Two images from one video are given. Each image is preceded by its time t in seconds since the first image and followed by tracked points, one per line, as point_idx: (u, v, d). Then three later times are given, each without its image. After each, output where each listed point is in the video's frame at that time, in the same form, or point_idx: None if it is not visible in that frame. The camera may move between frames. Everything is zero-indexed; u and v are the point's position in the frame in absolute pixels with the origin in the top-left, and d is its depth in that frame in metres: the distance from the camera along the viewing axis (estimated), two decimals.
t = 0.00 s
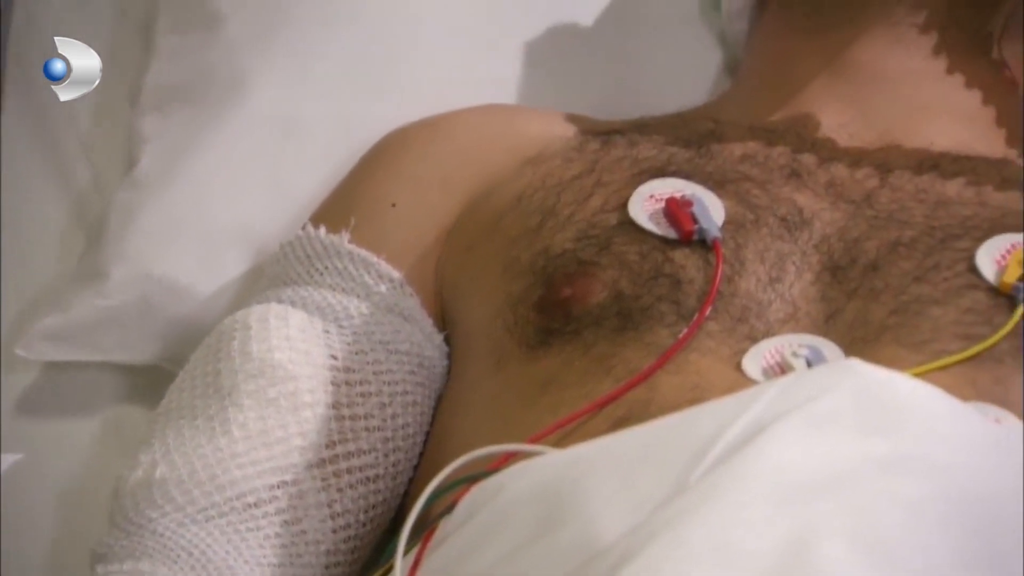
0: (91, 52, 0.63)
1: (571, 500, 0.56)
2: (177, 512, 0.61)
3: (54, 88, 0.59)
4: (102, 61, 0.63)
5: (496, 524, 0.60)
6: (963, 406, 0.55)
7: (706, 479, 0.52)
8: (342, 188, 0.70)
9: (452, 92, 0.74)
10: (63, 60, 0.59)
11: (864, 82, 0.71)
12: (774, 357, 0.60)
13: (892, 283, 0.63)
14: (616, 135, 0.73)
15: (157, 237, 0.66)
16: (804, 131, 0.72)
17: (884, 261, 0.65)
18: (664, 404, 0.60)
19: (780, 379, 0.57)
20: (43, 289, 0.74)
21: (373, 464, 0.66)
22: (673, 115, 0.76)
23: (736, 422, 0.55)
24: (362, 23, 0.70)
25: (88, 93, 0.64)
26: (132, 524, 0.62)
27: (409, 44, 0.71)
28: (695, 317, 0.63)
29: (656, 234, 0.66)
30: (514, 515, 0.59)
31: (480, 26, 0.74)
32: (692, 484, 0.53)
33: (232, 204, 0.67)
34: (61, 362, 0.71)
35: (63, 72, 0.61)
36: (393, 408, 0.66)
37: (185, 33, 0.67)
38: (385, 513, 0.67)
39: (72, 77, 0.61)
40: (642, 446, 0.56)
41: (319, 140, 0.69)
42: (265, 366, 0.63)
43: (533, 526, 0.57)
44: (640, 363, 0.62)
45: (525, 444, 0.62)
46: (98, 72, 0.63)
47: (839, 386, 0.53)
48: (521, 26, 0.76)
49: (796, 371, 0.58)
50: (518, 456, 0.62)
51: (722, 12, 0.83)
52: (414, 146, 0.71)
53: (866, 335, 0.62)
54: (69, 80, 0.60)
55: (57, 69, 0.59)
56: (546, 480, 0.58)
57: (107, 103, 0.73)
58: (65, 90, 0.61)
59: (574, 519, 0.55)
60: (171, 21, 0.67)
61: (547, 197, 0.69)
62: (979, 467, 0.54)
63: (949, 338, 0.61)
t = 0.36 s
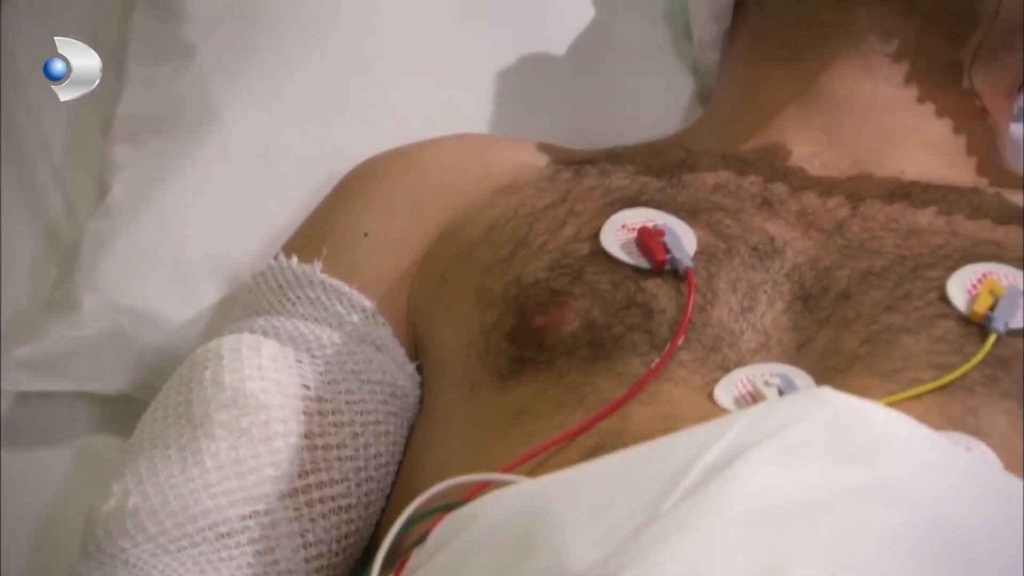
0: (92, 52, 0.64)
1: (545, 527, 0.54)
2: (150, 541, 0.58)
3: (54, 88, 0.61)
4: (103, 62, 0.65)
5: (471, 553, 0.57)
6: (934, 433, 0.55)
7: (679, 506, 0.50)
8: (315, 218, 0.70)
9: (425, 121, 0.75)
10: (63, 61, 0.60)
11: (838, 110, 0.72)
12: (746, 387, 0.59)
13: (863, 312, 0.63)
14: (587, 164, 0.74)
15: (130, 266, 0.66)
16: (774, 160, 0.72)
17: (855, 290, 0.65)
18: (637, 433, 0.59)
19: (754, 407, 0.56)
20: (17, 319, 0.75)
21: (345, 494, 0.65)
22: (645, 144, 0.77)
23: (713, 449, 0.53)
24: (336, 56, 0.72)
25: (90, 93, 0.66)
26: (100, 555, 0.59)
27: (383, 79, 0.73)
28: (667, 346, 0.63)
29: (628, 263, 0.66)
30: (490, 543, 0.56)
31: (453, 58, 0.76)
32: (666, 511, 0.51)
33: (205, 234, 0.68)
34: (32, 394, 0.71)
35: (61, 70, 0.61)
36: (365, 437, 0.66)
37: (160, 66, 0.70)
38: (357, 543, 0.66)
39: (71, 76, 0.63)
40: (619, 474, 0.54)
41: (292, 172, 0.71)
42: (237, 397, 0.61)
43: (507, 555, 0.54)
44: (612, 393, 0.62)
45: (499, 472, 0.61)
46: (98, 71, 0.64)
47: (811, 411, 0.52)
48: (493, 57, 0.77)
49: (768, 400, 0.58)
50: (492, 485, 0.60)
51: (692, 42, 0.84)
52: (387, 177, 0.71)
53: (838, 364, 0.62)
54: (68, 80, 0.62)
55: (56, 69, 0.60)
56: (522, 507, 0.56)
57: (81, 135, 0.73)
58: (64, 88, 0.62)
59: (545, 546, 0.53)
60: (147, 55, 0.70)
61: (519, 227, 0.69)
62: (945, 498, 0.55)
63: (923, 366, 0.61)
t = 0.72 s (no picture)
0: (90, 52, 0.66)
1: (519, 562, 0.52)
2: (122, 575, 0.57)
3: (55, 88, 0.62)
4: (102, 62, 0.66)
5: None
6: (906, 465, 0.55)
7: (654, 540, 0.50)
8: (289, 250, 0.70)
9: (400, 152, 0.75)
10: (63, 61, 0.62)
11: (812, 142, 0.73)
12: (720, 420, 0.58)
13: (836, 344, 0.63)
14: (561, 197, 0.74)
15: (104, 296, 0.66)
16: (747, 191, 0.72)
17: (829, 322, 0.65)
18: (611, 465, 0.58)
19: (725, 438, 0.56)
20: None
21: (319, 526, 0.63)
22: (619, 176, 0.76)
23: (684, 482, 0.53)
24: (310, 89, 0.72)
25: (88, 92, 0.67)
26: None
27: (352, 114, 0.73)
28: (641, 378, 0.62)
29: (602, 295, 0.66)
30: None
31: (426, 88, 0.76)
32: (640, 545, 0.50)
33: (179, 266, 0.68)
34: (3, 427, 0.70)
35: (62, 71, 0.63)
36: (340, 469, 0.65)
37: (137, 99, 0.71)
38: None
39: (71, 76, 0.64)
40: (595, 504, 0.53)
41: (266, 204, 0.71)
42: (211, 430, 0.60)
43: None
44: (586, 425, 0.61)
45: (472, 504, 0.60)
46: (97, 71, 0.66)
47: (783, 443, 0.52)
48: (468, 87, 0.77)
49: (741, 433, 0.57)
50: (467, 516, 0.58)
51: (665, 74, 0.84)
52: (362, 208, 0.71)
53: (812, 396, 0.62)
54: (69, 80, 0.63)
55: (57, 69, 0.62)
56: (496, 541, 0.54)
57: (60, 168, 0.76)
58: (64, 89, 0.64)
59: None
60: (125, 89, 0.71)
61: (493, 259, 0.69)
62: (923, 530, 0.53)
63: (895, 399, 0.61)
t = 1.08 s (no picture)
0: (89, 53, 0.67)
1: None
2: None
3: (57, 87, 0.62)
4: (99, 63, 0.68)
5: None
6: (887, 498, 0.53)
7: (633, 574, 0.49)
8: (269, 287, 0.70)
9: (378, 185, 0.76)
10: (63, 62, 0.62)
11: (786, 179, 0.75)
12: (698, 453, 0.58)
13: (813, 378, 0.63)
14: (538, 231, 0.75)
15: (81, 331, 0.67)
16: (725, 226, 0.73)
17: (807, 355, 0.65)
18: (588, 497, 0.58)
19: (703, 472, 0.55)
20: None
21: (297, 560, 0.62)
22: (597, 212, 0.77)
23: (662, 516, 0.51)
24: (293, 127, 0.74)
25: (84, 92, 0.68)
26: None
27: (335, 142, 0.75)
28: (619, 413, 0.62)
29: (580, 329, 0.66)
30: None
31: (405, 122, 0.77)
32: None
33: (157, 301, 0.68)
34: None
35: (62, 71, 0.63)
36: (318, 503, 0.64)
37: (116, 135, 0.73)
38: None
39: (71, 76, 0.65)
40: (574, 539, 0.52)
41: (244, 239, 0.71)
42: (190, 464, 0.60)
43: None
44: (564, 459, 0.61)
45: (453, 539, 0.59)
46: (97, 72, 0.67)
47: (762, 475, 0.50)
48: (448, 122, 0.78)
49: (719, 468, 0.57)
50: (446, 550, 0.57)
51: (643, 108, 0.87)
52: (341, 244, 0.72)
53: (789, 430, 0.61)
54: (69, 80, 0.64)
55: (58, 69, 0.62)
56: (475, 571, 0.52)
57: (40, 205, 0.77)
58: (65, 88, 0.64)
59: None
60: (104, 125, 0.74)
61: (471, 293, 0.69)
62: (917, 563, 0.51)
63: (873, 432, 0.61)
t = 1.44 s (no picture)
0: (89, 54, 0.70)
1: None
2: None
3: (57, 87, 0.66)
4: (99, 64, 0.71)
5: None
6: (858, 534, 0.53)
7: None
8: (241, 321, 0.71)
9: (350, 221, 0.77)
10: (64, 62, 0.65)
11: (758, 214, 0.76)
12: (670, 487, 0.58)
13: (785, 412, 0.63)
14: (510, 266, 0.75)
15: (56, 368, 0.68)
16: (697, 261, 0.74)
17: (778, 390, 0.64)
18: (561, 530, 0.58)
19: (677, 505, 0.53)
20: None
21: None
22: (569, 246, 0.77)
23: (634, 550, 0.50)
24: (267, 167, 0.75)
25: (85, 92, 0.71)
26: None
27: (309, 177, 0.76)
28: (591, 447, 0.62)
29: (551, 363, 0.65)
30: None
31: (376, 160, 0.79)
32: None
33: (130, 337, 0.69)
34: None
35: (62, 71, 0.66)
36: (290, 538, 0.64)
37: (87, 169, 0.74)
38: None
39: (71, 76, 0.68)
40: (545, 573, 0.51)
41: (217, 274, 0.72)
42: (162, 500, 0.59)
43: None
44: (536, 492, 0.61)
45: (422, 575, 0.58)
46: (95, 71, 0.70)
47: (741, 507, 0.49)
48: (420, 158, 0.80)
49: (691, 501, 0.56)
50: None
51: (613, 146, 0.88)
52: (313, 278, 0.72)
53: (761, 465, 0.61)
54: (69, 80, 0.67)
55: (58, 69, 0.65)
56: None
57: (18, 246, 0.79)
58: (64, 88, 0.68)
59: None
60: (75, 160, 0.75)
61: (443, 328, 0.70)
62: None
63: (844, 466, 0.61)
